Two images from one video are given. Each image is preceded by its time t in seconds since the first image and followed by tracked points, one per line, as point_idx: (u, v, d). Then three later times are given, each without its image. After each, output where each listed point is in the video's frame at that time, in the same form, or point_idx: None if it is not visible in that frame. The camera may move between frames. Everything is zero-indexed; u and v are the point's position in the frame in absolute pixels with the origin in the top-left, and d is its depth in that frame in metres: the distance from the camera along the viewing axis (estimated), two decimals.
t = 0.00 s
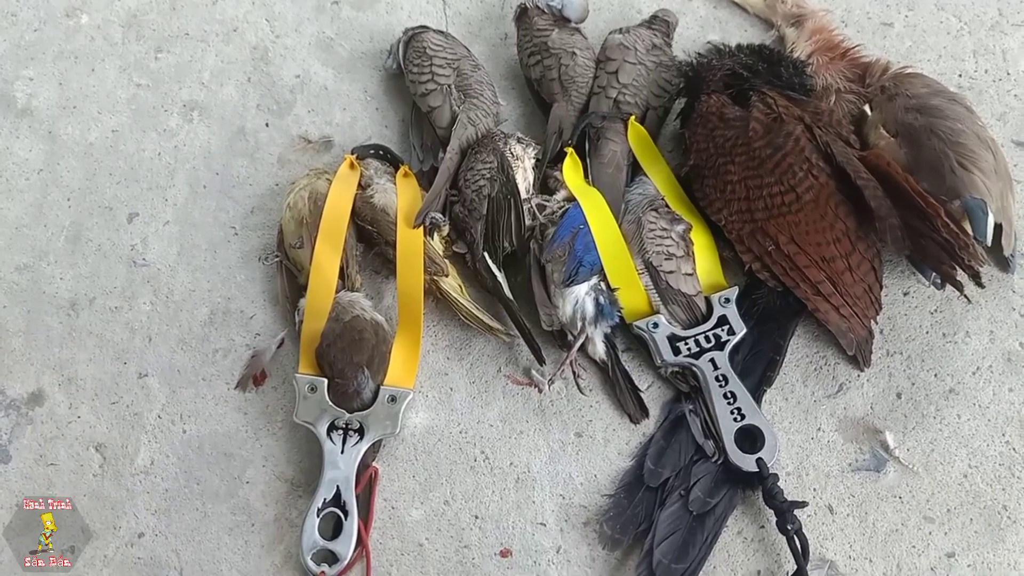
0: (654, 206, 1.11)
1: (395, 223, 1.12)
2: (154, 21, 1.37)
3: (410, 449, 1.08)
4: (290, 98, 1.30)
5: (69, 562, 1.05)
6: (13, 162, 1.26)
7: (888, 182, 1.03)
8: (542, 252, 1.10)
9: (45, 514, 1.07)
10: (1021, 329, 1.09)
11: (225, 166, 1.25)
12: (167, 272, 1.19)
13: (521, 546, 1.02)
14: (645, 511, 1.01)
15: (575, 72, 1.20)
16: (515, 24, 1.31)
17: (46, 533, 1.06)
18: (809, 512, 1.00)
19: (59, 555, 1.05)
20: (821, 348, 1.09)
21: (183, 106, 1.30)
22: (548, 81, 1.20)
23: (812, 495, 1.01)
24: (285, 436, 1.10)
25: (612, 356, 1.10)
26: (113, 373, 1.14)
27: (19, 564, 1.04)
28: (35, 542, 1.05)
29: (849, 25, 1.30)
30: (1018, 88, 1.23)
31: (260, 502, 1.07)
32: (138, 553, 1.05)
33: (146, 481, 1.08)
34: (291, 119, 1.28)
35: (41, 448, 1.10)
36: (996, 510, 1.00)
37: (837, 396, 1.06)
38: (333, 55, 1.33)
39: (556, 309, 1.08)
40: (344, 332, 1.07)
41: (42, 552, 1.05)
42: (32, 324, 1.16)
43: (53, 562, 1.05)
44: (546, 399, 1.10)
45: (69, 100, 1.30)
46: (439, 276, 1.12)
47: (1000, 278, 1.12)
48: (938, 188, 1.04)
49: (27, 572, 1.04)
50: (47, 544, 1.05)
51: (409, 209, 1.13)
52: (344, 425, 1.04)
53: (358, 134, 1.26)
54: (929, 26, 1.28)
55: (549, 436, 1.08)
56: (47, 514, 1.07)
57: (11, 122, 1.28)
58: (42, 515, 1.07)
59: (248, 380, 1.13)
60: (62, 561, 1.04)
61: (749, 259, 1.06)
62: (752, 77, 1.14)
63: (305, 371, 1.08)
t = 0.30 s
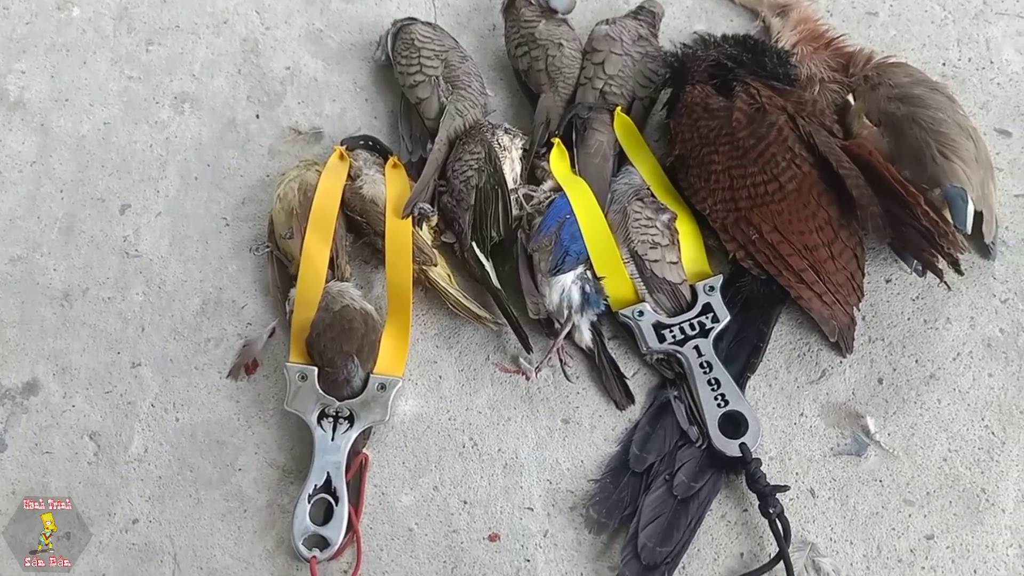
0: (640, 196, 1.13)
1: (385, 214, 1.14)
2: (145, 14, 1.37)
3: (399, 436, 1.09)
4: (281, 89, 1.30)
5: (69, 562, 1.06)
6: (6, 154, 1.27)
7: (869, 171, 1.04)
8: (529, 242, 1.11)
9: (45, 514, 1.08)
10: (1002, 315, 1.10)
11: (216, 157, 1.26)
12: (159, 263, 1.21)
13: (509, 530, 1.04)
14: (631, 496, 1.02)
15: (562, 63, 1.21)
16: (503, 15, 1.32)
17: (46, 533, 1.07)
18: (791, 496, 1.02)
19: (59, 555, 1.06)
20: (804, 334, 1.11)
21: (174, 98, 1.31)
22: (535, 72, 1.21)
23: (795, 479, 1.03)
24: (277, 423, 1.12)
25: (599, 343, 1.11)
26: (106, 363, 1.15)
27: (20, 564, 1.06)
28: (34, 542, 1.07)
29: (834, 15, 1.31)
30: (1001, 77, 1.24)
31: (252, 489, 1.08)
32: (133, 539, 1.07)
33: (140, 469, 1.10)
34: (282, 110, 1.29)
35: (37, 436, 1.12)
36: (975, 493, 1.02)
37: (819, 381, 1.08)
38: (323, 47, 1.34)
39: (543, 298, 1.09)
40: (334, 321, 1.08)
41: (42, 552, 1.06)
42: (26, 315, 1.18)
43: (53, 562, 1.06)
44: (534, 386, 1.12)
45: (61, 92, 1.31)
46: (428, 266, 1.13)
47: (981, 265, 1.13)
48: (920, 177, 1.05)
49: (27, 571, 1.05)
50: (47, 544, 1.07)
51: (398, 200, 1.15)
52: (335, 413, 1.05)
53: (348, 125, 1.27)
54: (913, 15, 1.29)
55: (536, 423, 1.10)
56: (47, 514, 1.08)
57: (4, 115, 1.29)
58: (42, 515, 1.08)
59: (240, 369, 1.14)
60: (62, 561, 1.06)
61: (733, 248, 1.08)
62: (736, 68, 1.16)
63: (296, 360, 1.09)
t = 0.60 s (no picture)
0: (629, 186, 1.13)
1: (374, 205, 1.14)
2: (134, 5, 1.37)
3: (390, 427, 1.10)
4: (270, 81, 1.30)
5: (69, 562, 1.05)
6: None
7: (858, 161, 1.04)
8: (519, 232, 1.11)
9: (45, 514, 1.08)
10: (989, 303, 1.11)
11: (206, 149, 1.26)
12: (149, 255, 1.20)
13: (500, 520, 1.04)
14: (621, 485, 1.03)
15: (552, 53, 1.21)
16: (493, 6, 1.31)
17: (46, 533, 1.07)
18: (780, 484, 1.02)
19: (59, 555, 1.06)
20: (794, 324, 1.11)
21: (163, 90, 1.30)
22: (524, 62, 1.21)
23: (785, 467, 1.04)
24: (268, 415, 1.12)
25: (589, 333, 1.11)
26: (97, 355, 1.15)
27: (19, 564, 1.05)
28: (35, 542, 1.06)
29: (823, 4, 1.30)
30: (990, 65, 1.24)
31: (243, 480, 1.09)
32: (125, 532, 1.07)
33: (131, 461, 1.10)
34: (271, 102, 1.28)
35: (28, 429, 1.11)
36: (963, 480, 1.02)
37: (808, 370, 1.08)
38: (312, 38, 1.33)
39: (533, 288, 1.09)
40: (324, 313, 1.08)
41: (42, 552, 1.06)
42: (16, 308, 1.17)
43: (53, 562, 1.05)
44: (524, 376, 1.12)
45: (49, 84, 1.31)
46: (418, 257, 1.13)
47: (969, 253, 1.14)
48: (908, 166, 1.06)
49: (27, 571, 1.05)
50: (47, 544, 1.06)
51: (387, 191, 1.14)
52: (325, 405, 1.05)
53: (338, 117, 1.27)
54: (902, 4, 1.29)
55: (527, 413, 1.10)
56: (47, 514, 1.08)
57: None
58: (43, 515, 1.08)
59: (231, 360, 1.14)
60: (62, 561, 1.05)
61: (723, 238, 1.08)
62: (725, 57, 1.16)
63: (286, 352, 1.09)
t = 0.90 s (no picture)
0: (622, 180, 1.11)
1: (363, 201, 1.11)
2: None
3: (380, 427, 1.08)
4: (256, 74, 1.27)
5: (69, 562, 1.04)
6: None
7: (854, 154, 1.03)
8: (510, 228, 1.09)
9: (45, 514, 1.06)
10: (987, 298, 1.09)
11: (191, 144, 1.24)
12: (133, 253, 1.18)
13: (492, 521, 1.03)
14: (615, 485, 1.01)
15: (542, 45, 1.19)
16: None
17: (46, 533, 1.05)
18: (777, 483, 1.01)
19: (59, 555, 1.04)
20: (789, 320, 1.10)
21: (147, 84, 1.28)
22: (515, 54, 1.19)
23: (781, 465, 1.02)
24: (255, 415, 1.09)
25: (582, 330, 1.09)
26: (80, 356, 1.13)
27: (19, 564, 1.04)
28: (35, 542, 1.05)
29: None
30: (987, 56, 1.23)
31: (231, 482, 1.07)
32: (110, 536, 1.05)
33: (116, 464, 1.08)
34: (257, 96, 1.26)
35: (10, 431, 1.09)
36: (961, 478, 1.01)
37: (804, 367, 1.07)
38: (299, 30, 1.31)
39: (525, 285, 1.07)
40: (311, 311, 1.06)
41: (43, 552, 1.04)
42: None
43: (53, 562, 1.04)
44: (516, 374, 1.10)
45: (31, 79, 1.28)
46: (408, 253, 1.11)
47: (967, 247, 1.12)
48: (904, 159, 1.04)
49: (28, 571, 1.04)
50: (47, 544, 1.05)
51: (376, 186, 1.12)
52: (314, 405, 1.03)
53: (325, 111, 1.25)
54: None
55: (519, 411, 1.08)
56: (47, 514, 1.06)
57: None
58: (43, 515, 1.06)
59: (218, 360, 1.12)
60: (62, 562, 1.04)
61: (717, 232, 1.06)
62: (718, 49, 1.14)
63: (274, 351, 1.07)
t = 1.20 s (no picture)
0: (620, 182, 1.10)
1: (359, 203, 1.11)
2: None
3: (377, 430, 1.07)
4: (252, 75, 1.27)
5: (69, 562, 1.03)
6: None
7: (853, 156, 1.02)
8: (508, 230, 1.09)
9: (45, 514, 1.05)
10: (986, 301, 1.09)
11: (186, 145, 1.23)
12: (127, 255, 1.17)
13: (489, 525, 1.02)
14: (613, 488, 1.00)
15: (540, 47, 1.18)
16: None
17: (46, 533, 1.04)
18: (775, 487, 1.00)
19: (58, 555, 1.03)
20: (788, 322, 1.09)
21: (142, 85, 1.27)
22: (512, 56, 1.19)
23: (779, 469, 1.02)
24: (250, 418, 1.09)
25: (579, 333, 1.09)
26: (74, 358, 1.12)
27: (19, 564, 1.03)
28: (35, 542, 1.04)
29: None
30: (985, 58, 1.22)
31: (226, 486, 1.06)
32: (103, 540, 1.04)
33: (110, 467, 1.07)
34: (253, 97, 1.25)
35: (4, 434, 1.08)
36: (960, 482, 1.01)
37: (803, 370, 1.06)
38: (295, 31, 1.30)
39: (523, 287, 1.07)
40: (307, 314, 1.05)
41: (42, 552, 1.04)
42: None
43: (53, 562, 1.03)
44: (514, 378, 1.09)
45: (25, 80, 1.27)
46: (405, 255, 1.10)
47: (965, 250, 1.12)
48: (903, 161, 1.04)
49: (28, 572, 1.03)
50: (47, 544, 1.04)
51: (372, 188, 1.12)
52: (310, 408, 1.03)
53: (322, 112, 1.24)
54: None
55: (517, 414, 1.07)
56: (47, 514, 1.05)
57: None
58: (42, 515, 1.05)
59: (213, 363, 1.11)
60: (62, 562, 1.03)
61: (715, 235, 1.06)
62: (717, 51, 1.13)
63: (269, 353, 1.06)
